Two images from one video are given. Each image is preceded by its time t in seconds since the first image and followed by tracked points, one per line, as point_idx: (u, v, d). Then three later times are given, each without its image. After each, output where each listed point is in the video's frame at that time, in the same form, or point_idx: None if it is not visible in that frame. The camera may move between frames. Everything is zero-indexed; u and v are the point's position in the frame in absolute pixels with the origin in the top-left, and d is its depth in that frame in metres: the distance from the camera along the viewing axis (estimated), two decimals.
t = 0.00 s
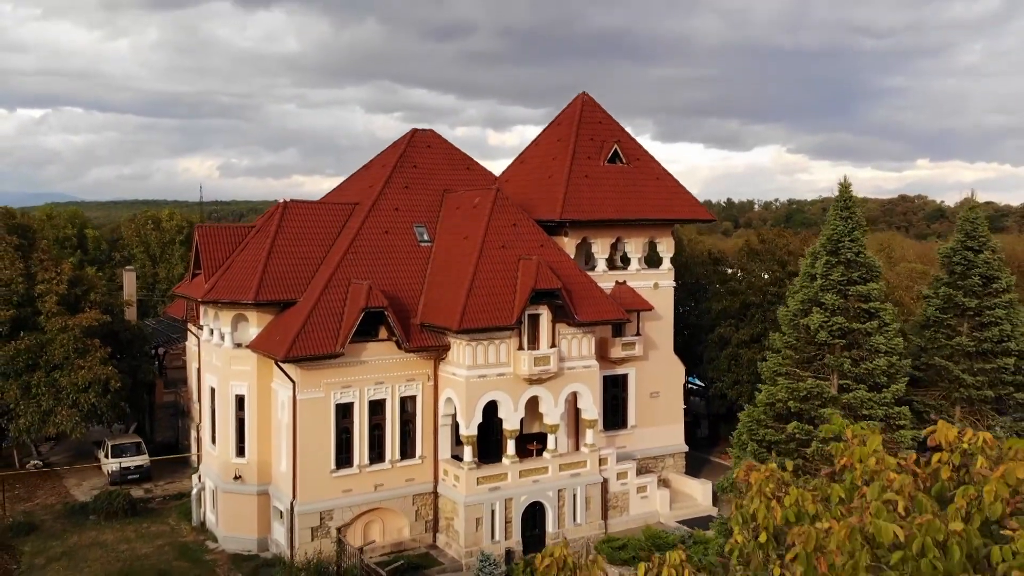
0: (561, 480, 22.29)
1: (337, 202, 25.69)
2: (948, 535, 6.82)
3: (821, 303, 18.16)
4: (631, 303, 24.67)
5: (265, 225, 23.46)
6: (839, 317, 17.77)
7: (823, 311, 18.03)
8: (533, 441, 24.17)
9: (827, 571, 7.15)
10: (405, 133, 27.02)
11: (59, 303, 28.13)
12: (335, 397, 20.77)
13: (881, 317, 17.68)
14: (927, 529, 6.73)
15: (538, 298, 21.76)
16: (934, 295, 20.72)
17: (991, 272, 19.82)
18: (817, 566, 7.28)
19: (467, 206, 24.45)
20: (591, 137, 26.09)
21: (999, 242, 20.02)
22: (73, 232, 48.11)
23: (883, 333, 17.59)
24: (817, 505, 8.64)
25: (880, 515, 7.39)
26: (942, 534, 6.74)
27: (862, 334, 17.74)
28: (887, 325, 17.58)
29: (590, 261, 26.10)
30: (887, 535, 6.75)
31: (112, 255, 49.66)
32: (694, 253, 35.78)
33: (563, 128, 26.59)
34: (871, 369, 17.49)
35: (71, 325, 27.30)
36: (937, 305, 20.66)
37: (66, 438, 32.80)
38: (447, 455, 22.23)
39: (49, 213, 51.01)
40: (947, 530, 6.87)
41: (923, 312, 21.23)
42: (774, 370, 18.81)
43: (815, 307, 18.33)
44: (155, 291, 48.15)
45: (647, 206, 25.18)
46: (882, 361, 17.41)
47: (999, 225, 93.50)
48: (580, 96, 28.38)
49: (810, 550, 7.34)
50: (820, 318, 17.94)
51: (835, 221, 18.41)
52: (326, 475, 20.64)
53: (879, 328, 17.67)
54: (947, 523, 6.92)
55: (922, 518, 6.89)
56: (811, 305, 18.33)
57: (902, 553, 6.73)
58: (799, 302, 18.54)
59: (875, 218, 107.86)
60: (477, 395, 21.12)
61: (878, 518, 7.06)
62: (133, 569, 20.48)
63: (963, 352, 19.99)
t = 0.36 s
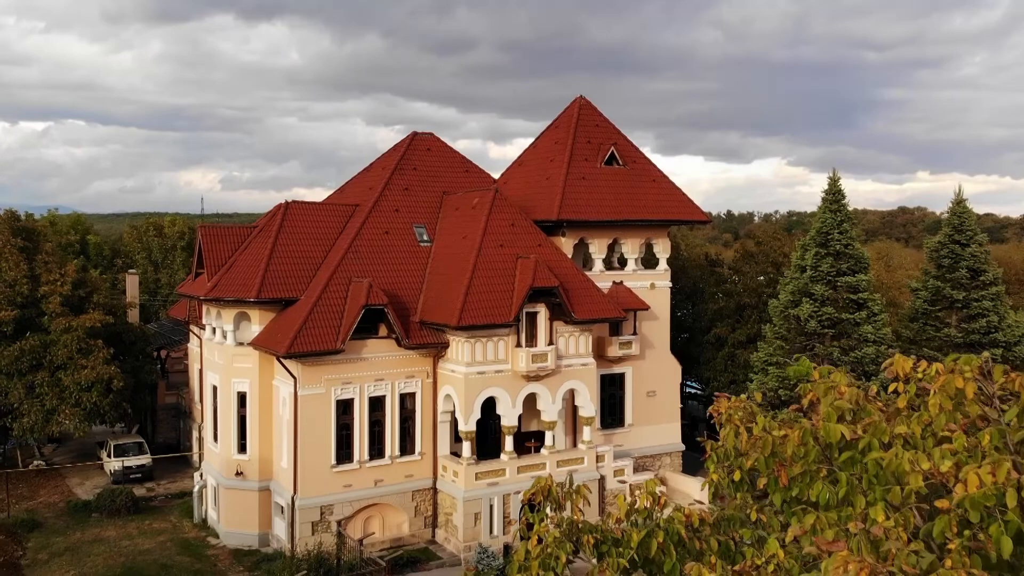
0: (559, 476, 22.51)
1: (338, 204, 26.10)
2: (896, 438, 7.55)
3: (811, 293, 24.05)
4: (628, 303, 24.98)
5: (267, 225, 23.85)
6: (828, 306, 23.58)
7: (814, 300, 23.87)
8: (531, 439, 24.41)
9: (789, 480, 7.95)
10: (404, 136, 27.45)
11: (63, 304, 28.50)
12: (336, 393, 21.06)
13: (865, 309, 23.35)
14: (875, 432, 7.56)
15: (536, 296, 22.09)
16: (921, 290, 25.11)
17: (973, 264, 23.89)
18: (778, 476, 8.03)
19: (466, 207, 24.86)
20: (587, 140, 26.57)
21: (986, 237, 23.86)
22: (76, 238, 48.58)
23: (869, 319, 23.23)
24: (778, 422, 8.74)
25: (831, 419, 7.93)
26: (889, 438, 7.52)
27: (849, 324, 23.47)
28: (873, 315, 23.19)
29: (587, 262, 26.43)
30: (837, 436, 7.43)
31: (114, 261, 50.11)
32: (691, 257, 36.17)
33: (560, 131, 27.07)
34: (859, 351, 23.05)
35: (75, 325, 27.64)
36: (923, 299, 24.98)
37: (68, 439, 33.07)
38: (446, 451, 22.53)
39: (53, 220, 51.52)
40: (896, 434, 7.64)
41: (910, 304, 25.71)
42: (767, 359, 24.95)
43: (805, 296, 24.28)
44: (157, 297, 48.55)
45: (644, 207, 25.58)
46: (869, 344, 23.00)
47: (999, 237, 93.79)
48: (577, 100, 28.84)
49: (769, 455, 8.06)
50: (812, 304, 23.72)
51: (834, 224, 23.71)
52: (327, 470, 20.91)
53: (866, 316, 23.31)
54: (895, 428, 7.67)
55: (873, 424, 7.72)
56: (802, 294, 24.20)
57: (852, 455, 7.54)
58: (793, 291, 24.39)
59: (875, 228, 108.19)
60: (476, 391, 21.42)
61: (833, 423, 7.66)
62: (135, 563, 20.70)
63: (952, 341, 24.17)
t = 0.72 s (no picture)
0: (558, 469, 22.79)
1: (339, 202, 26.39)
2: (858, 401, 8.03)
3: (803, 286, 24.38)
4: (626, 300, 25.22)
5: (269, 223, 24.14)
6: (820, 299, 23.94)
7: (806, 294, 24.18)
8: (530, 433, 24.69)
9: (761, 444, 8.24)
10: (405, 135, 27.71)
11: (66, 301, 28.80)
12: (337, 388, 21.35)
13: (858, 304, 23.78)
14: (840, 398, 7.95)
15: (536, 292, 22.36)
16: (912, 285, 25.73)
17: (963, 259, 24.69)
18: (751, 440, 8.34)
19: (465, 204, 25.15)
20: (586, 138, 26.88)
21: (976, 233, 24.63)
22: (79, 237, 48.91)
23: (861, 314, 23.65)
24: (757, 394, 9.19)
25: (800, 382, 8.25)
26: (852, 401, 8.00)
27: (841, 317, 23.89)
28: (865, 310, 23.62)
29: (585, 259, 26.72)
30: (803, 399, 7.82)
31: (116, 260, 50.44)
32: (689, 256, 36.45)
33: (559, 130, 27.38)
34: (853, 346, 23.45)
35: (79, 323, 27.93)
36: (914, 294, 25.60)
37: (72, 436, 33.36)
38: (446, 446, 22.81)
39: (56, 219, 51.83)
40: (858, 398, 8.17)
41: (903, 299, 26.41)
42: (760, 351, 25.37)
43: (797, 289, 24.65)
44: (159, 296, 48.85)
45: (642, 205, 25.86)
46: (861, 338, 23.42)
47: (998, 238, 94.03)
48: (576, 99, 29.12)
49: (740, 419, 8.43)
50: (804, 299, 24.08)
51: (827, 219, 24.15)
52: (328, 464, 21.18)
53: (858, 312, 23.71)
54: (856, 391, 8.17)
55: (837, 388, 8.20)
56: (795, 288, 24.57)
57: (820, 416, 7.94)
58: (786, 284, 24.76)
59: (875, 228, 108.39)
60: (476, 386, 21.69)
61: (799, 387, 8.09)
62: (139, 556, 20.99)
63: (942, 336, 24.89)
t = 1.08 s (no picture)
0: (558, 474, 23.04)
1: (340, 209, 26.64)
2: (835, 432, 8.36)
3: (797, 296, 25.05)
4: (625, 306, 25.43)
5: (271, 231, 24.39)
6: (814, 309, 24.59)
7: (800, 303, 24.84)
8: (529, 438, 24.94)
9: (745, 469, 8.52)
10: (406, 142, 27.94)
11: (71, 307, 29.08)
12: (339, 394, 21.60)
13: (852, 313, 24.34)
14: (817, 428, 8.29)
15: (536, 298, 22.60)
16: (906, 294, 26.21)
17: (956, 269, 25.08)
18: (735, 465, 8.60)
19: (466, 211, 25.41)
20: (585, 145, 27.15)
21: (968, 242, 25.06)
22: (81, 241, 49.18)
23: (855, 323, 24.22)
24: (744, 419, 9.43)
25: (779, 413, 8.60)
26: (829, 432, 8.31)
27: (835, 327, 24.46)
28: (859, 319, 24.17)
29: (584, 265, 26.96)
30: (782, 430, 8.15)
31: (118, 264, 50.73)
32: (688, 260, 36.70)
33: (559, 137, 27.66)
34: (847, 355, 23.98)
35: (82, 328, 28.19)
36: (908, 302, 26.07)
37: (75, 440, 33.62)
38: (447, 451, 23.06)
39: (58, 223, 52.05)
40: (835, 428, 8.50)
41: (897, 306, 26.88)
42: (755, 360, 25.93)
43: (791, 299, 25.28)
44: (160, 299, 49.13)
45: (641, 212, 26.12)
46: (854, 347, 23.97)
47: (999, 238, 94.14)
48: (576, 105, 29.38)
49: (725, 448, 8.70)
50: (798, 309, 24.70)
51: (820, 230, 24.80)
52: (330, 468, 21.43)
53: (852, 321, 24.29)
54: (834, 422, 8.48)
55: (816, 418, 8.51)
56: (790, 297, 25.18)
57: (797, 445, 8.17)
58: (781, 294, 25.36)
59: (875, 228, 108.58)
60: (476, 392, 21.94)
61: (778, 417, 8.39)
62: (143, 560, 21.26)
63: (935, 344, 25.40)
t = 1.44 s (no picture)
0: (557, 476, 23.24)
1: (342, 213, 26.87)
2: (816, 445, 8.62)
3: (792, 302, 25.32)
4: (624, 310, 25.62)
5: (273, 235, 24.61)
6: (809, 314, 24.83)
7: (795, 309, 25.10)
8: (529, 440, 25.14)
9: (731, 478, 8.73)
10: (407, 147, 28.14)
11: (74, 309, 29.29)
12: (340, 397, 21.81)
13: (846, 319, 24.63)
14: (798, 440, 8.59)
15: (535, 302, 22.80)
16: (901, 299, 26.48)
17: (950, 275, 25.33)
18: (723, 474, 8.87)
19: (466, 215, 25.62)
20: (585, 150, 27.38)
21: (961, 248, 25.32)
22: (83, 243, 49.46)
23: (849, 329, 24.51)
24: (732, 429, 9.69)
25: (763, 426, 8.91)
26: (810, 445, 8.56)
27: (830, 331, 24.70)
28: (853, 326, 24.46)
29: (583, 268, 27.17)
30: (764, 443, 8.45)
31: (121, 266, 51.00)
32: (686, 263, 36.90)
33: (558, 142, 27.90)
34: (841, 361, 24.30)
35: (86, 331, 28.42)
36: (903, 307, 26.35)
37: (78, 442, 33.83)
38: (447, 453, 23.28)
39: (60, 225, 52.27)
40: (816, 440, 8.77)
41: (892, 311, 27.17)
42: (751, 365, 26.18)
43: (786, 305, 25.54)
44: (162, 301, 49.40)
45: (639, 216, 26.32)
46: (849, 353, 24.26)
47: (999, 238, 94.28)
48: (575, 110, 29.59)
49: (712, 458, 8.97)
50: (794, 315, 24.95)
51: (814, 236, 25.12)
52: (331, 471, 21.65)
53: (847, 326, 24.57)
54: (814, 435, 8.72)
55: (798, 431, 8.77)
56: (785, 303, 25.44)
57: (779, 457, 8.42)
58: (777, 300, 25.62)
59: (875, 229, 108.71)
60: (476, 395, 22.13)
61: (762, 430, 8.69)
62: (147, 561, 21.48)
63: (929, 350, 25.70)
